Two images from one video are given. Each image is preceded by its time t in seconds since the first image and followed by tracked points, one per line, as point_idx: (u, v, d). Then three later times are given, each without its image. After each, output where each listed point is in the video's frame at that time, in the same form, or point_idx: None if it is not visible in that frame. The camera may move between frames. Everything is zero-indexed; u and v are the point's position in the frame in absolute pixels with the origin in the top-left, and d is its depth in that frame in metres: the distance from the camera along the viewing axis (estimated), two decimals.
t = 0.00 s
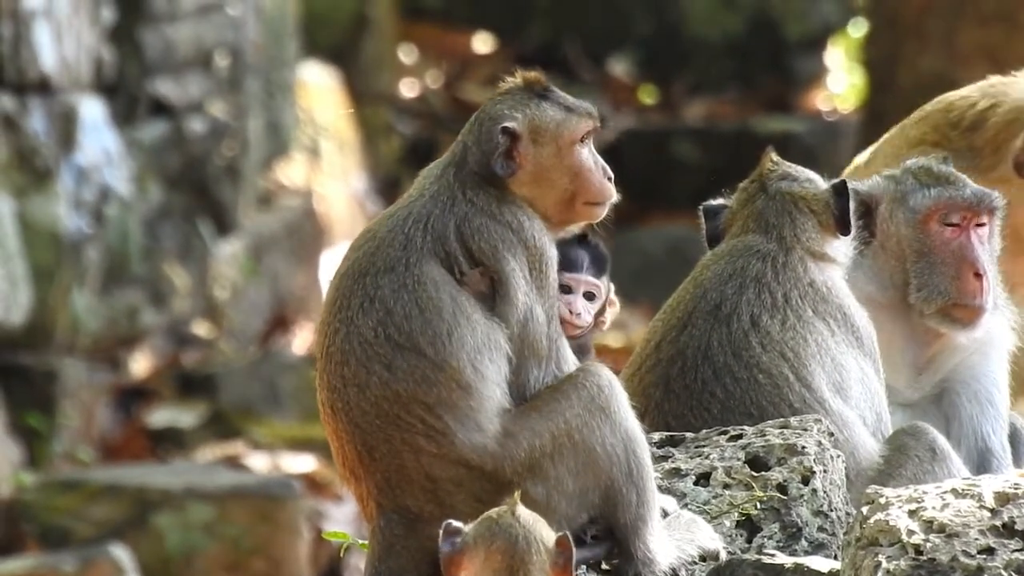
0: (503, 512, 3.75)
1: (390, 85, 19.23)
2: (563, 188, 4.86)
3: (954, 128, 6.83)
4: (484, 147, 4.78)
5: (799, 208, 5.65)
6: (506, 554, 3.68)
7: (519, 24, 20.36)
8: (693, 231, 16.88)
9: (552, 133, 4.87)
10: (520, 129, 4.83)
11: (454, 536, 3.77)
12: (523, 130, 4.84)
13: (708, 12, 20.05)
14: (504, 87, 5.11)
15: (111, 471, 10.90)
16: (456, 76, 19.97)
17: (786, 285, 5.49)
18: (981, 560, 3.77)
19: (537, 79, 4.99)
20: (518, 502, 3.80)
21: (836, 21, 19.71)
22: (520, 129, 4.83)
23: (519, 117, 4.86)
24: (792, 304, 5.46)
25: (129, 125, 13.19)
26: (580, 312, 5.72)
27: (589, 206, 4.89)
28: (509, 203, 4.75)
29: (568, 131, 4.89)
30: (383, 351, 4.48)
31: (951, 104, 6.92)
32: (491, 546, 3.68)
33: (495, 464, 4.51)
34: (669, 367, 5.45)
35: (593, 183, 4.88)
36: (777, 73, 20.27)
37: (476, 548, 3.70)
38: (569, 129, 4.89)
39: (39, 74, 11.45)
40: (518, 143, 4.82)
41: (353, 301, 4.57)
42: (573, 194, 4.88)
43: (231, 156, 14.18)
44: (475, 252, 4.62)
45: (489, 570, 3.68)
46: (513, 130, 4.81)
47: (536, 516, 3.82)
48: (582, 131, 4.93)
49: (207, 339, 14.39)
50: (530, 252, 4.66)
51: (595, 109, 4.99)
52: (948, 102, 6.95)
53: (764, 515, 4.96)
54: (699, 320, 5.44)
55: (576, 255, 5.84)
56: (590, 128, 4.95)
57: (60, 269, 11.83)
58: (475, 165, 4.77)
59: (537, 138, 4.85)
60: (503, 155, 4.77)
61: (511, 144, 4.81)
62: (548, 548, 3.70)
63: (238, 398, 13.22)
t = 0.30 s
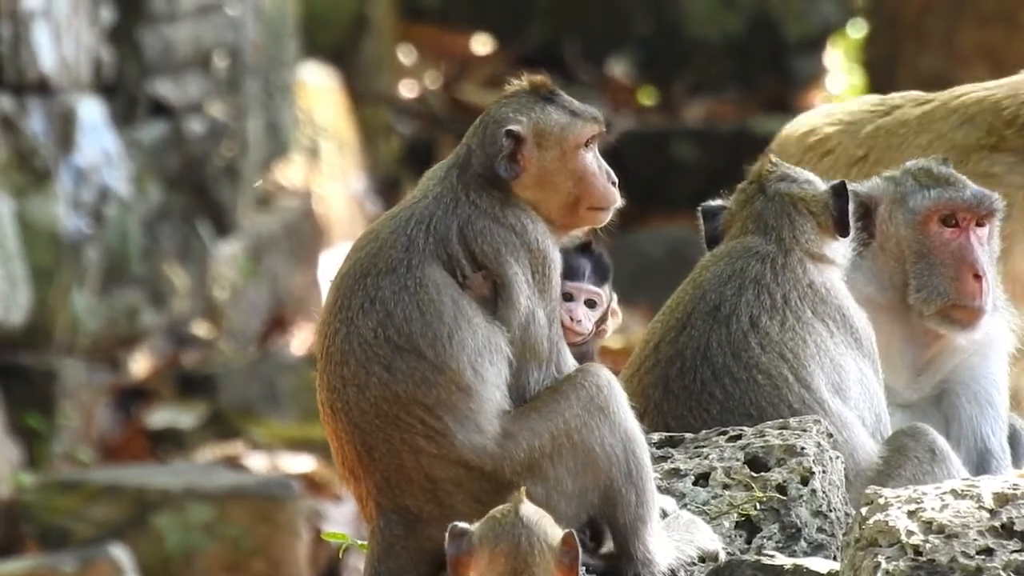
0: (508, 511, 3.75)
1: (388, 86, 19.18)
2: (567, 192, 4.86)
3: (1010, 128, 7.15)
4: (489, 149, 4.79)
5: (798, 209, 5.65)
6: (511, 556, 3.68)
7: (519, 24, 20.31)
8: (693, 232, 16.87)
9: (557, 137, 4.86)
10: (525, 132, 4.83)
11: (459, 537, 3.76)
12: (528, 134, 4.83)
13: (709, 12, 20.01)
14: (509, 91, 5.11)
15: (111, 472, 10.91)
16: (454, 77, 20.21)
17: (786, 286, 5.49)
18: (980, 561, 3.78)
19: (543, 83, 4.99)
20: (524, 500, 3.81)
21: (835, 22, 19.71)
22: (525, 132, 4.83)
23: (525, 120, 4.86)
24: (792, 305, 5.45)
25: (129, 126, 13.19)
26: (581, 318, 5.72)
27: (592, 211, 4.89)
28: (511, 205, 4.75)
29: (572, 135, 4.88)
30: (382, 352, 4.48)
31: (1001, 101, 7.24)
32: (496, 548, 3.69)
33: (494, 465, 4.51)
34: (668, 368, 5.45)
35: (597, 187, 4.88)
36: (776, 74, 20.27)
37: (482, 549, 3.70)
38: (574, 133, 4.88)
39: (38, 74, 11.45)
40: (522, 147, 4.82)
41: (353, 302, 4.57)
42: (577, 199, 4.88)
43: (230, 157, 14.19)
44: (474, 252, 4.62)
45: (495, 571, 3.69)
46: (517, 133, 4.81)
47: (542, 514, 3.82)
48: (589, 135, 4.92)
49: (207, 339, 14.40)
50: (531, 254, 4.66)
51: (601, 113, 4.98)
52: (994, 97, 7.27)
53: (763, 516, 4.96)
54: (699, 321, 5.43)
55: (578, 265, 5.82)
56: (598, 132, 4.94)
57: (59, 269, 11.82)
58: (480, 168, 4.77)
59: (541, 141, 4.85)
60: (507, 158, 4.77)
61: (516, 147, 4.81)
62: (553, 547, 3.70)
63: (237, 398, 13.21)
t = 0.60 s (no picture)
0: (512, 511, 3.74)
1: (389, 87, 19.23)
2: (563, 197, 4.83)
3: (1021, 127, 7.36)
4: (484, 151, 4.79)
5: (798, 210, 5.65)
6: (514, 558, 3.68)
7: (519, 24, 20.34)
8: (693, 233, 16.86)
9: (550, 140, 4.83)
10: (517, 135, 4.81)
11: (464, 536, 3.76)
12: (520, 137, 4.81)
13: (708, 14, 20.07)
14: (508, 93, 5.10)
15: (111, 472, 10.90)
16: (455, 78, 20.27)
17: (786, 287, 5.48)
18: (980, 561, 3.78)
19: (541, 85, 4.96)
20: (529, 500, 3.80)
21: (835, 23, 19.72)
22: (516, 136, 4.81)
23: (516, 123, 4.84)
24: (792, 306, 5.45)
25: (129, 126, 13.19)
26: (581, 319, 5.67)
27: (590, 213, 4.85)
28: (511, 206, 4.74)
29: (568, 138, 4.84)
30: (383, 353, 4.49)
31: (1011, 101, 7.45)
32: (500, 550, 3.69)
33: (494, 466, 4.51)
34: (668, 369, 5.45)
35: (595, 189, 4.84)
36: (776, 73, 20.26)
37: (486, 549, 3.70)
38: (566, 137, 4.84)
39: (38, 75, 11.46)
40: (515, 151, 4.80)
41: (354, 302, 4.59)
42: (575, 201, 4.84)
43: (230, 157, 14.20)
44: (475, 254, 4.63)
45: (498, 570, 3.69)
46: (508, 136, 4.79)
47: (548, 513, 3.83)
48: (585, 137, 4.88)
49: (207, 339, 14.39)
50: (532, 254, 4.66)
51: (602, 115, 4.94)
52: (1004, 98, 7.48)
53: (763, 516, 4.96)
54: (699, 322, 5.43)
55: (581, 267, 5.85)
56: (596, 134, 4.89)
57: (60, 270, 11.83)
58: (477, 168, 4.78)
59: (535, 145, 4.82)
60: (500, 162, 4.77)
61: (506, 151, 4.79)
62: (557, 547, 3.70)
63: (238, 398, 13.20)
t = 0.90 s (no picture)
0: (505, 518, 3.75)
1: (388, 87, 19.22)
2: (538, 208, 4.77)
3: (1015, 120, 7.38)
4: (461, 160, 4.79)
5: (797, 210, 5.65)
6: (510, 568, 3.69)
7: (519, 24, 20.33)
8: (693, 233, 16.85)
9: (523, 148, 4.78)
10: (493, 142, 4.79)
11: (459, 547, 3.76)
12: (496, 143, 4.78)
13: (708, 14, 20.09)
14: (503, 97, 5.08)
15: (111, 473, 10.89)
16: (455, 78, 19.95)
17: (786, 287, 5.49)
18: (980, 562, 3.78)
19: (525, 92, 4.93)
20: (522, 504, 3.81)
21: (835, 23, 19.71)
22: (492, 142, 4.78)
23: (493, 131, 4.82)
24: (792, 306, 5.46)
25: (129, 127, 13.20)
26: (603, 320, 5.60)
27: (573, 220, 4.78)
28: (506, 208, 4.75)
29: (542, 146, 4.79)
30: (383, 353, 4.49)
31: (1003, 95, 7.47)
32: (494, 561, 3.69)
33: (495, 466, 4.52)
34: (669, 369, 5.45)
35: (575, 196, 4.77)
36: (777, 73, 20.25)
37: (481, 560, 3.70)
38: (535, 147, 4.78)
39: (38, 75, 11.46)
40: (491, 159, 4.77)
41: (353, 303, 4.59)
42: (556, 209, 4.77)
43: (230, 157, 14.19)
44: (474, 255, 4.64)
45: None
46: (481, 142, 4.76)
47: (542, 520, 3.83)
48: (563, 141, 4.81)
49: (207, 340, 14.39)
50: (530, 255, 4.68)
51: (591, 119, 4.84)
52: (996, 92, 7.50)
53: (763, 516, 4.95)
54: (699, 322, 5.44)
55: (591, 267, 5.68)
56: (577, 138, 4.82)
57: (60, 270, 11.83)
58: (471, 171, 4.77)
59: (510, 154, 4.78)
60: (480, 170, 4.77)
61: (484, 159, 4.77)
62: (551, 555, 3.71)
63: (237, 399, 13.19)
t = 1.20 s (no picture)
0: (506, 519, 3.81)
1: (389, 87, 19.23)
2: (525, 217, 4.76)
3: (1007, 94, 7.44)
4: (448, 165, 4.83)
5: (798, 210, 5.64)
6: (513, 566, 3.76)
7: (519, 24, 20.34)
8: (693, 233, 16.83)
9: (503, 158, 4.77)
10: (479, 149, 4.80)
11: (463, 548, 3.82)
12: (481, 151, 4.80)
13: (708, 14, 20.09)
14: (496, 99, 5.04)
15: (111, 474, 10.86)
16: (454, 79, 19.91)
17: (787, 287, 5.48)
18: (980, 563, 3.79)
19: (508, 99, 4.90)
20: (523, 503, 3.88)
21: (835, 23, 19.72)
22: (478, 149, 4.80)
23: (479, 138, 4.83)
24: (792, 306, 5.45)
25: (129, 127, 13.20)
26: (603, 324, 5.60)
27: (557, 230, 4.75)
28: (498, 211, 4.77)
29: (518, 157, 4.76)
30: (381, 356, 4.55)
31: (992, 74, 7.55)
32: (499, 556, 3.76)
33: (494, 467, 4.58)
34: (670, 370, 5.45)
35: (554, 207, 4.73)
36: (777, 74, 20.25)
37: (486, 560, 3.77)
38: (515, 157, 4.76)
39: (39, 75, 11.46)
40: (478, 167, 4.80)
41: (351, 306, 4.65)
42: (539, 218, 4.75)
43: (230, 158, 14.20)
44: (470, 258, 4.71)
45: None
46: (468, 148, 4.78)
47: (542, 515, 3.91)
48: (541, 154, 4.76)
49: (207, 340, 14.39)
50: (527, 260, 4.75)
51: (576, 133, 4.77)
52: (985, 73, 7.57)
53: (763, 517, 4.95)
54: (699, 323, 5.44)
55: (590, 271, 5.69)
56: (558, 151, 4.76)
57: (60, 271, 11.84)
58: (463, 176, 4.80)
59: (491, 162, 4.78)
60: (472, 175, 4.80)
61: (471, 164, 4.80)
62: (554, 552, 3.77)
63: (238, 399, 13.19)
